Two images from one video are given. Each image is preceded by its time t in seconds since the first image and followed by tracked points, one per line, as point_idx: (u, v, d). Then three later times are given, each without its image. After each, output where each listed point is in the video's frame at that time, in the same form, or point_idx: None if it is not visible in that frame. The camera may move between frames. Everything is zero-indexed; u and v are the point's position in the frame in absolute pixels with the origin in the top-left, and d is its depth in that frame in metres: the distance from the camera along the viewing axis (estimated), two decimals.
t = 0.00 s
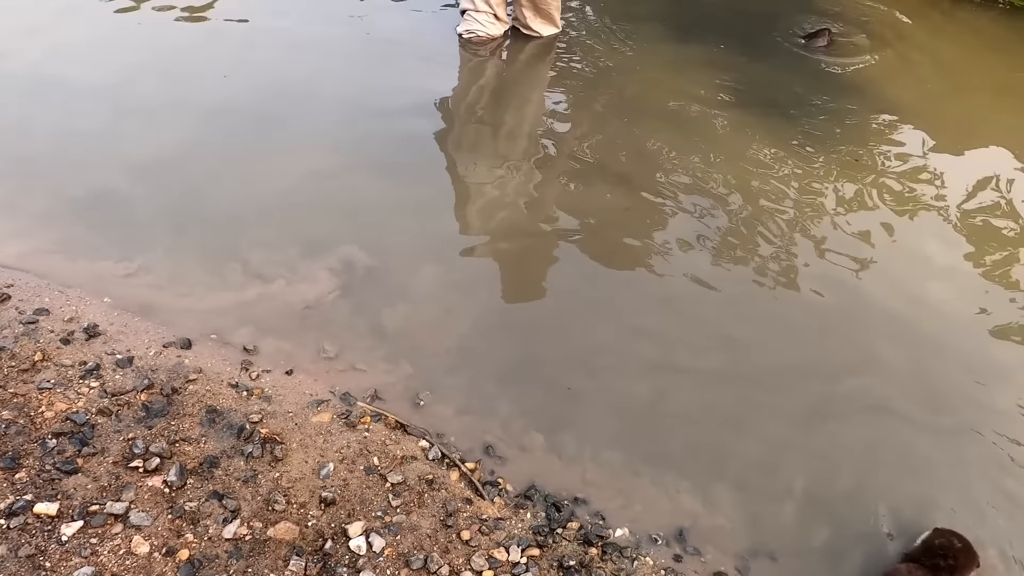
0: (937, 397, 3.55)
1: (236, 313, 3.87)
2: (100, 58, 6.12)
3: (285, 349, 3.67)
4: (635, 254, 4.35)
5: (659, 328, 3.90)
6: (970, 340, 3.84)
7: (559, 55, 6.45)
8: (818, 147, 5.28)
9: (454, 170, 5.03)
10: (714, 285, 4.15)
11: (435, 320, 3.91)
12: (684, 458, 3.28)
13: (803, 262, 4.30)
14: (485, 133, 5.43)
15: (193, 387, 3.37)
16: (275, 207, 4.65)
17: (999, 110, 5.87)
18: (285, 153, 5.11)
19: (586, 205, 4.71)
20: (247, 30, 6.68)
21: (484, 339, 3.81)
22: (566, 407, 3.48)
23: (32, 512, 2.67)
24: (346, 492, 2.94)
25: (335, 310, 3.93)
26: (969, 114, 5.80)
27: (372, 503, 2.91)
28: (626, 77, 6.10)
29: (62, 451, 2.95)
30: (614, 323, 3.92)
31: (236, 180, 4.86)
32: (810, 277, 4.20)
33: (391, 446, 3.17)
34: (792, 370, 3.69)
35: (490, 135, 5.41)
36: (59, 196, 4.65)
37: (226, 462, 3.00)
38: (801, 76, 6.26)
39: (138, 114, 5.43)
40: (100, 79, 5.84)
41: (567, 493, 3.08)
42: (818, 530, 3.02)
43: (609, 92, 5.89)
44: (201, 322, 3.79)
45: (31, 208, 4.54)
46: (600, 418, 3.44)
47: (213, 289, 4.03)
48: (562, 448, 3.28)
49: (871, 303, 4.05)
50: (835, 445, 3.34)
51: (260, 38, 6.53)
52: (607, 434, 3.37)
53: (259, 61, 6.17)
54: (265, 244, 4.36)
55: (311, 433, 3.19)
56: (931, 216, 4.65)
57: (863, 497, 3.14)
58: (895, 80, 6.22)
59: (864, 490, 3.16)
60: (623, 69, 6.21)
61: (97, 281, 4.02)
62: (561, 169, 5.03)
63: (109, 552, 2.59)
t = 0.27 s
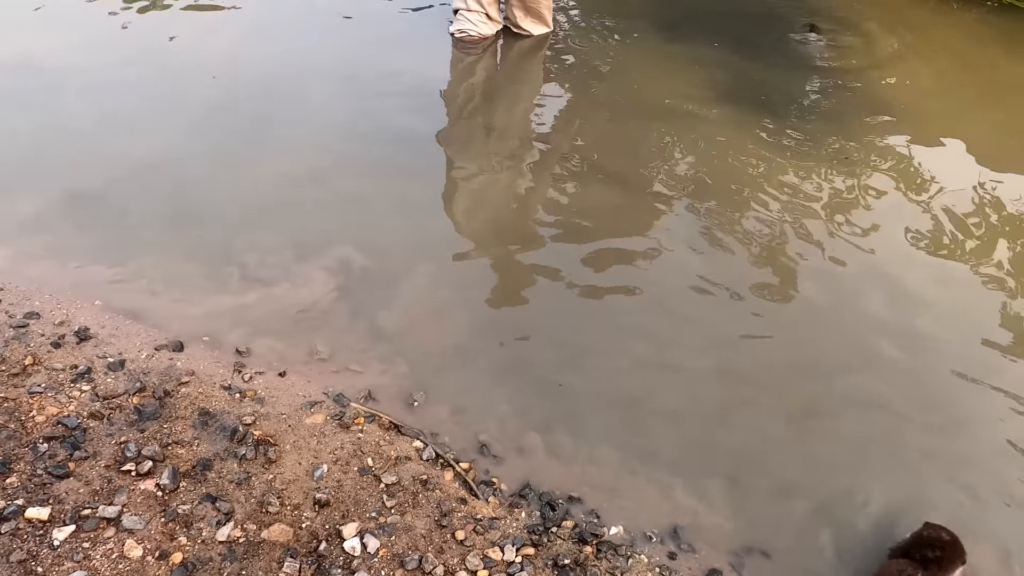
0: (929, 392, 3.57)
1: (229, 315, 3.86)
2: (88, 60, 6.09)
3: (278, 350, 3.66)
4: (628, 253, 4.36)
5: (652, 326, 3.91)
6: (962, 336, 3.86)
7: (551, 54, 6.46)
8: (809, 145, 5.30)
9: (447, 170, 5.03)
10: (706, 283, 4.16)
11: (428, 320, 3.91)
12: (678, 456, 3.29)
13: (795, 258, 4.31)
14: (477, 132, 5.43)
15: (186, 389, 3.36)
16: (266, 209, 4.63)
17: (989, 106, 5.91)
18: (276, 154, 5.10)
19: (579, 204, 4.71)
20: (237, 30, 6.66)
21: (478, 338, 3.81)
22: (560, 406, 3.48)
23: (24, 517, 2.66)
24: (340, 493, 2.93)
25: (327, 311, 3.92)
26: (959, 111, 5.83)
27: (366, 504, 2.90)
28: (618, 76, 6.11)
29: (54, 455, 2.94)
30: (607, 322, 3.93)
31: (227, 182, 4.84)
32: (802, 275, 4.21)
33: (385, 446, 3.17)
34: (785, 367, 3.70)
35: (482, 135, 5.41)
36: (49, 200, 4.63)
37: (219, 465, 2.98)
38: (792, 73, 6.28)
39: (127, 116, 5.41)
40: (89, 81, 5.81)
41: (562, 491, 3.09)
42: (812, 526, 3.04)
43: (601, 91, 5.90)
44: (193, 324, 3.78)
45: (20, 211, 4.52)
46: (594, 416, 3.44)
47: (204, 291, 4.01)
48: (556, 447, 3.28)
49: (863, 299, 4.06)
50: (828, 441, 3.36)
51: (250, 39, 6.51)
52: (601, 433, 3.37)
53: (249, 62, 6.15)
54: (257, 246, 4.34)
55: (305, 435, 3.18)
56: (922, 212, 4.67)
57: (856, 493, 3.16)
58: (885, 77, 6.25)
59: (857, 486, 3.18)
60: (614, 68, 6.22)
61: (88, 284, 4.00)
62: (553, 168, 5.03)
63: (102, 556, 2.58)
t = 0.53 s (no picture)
0: (923, 388, 3.59)
1: (223, 317, 3.84)
2: (77, 62, 6.06)
3: (273, 352, 3.65)
4: (623, 252, 4.36)
5: (647, 325, 3.92)
6: (955, 332, 3.89)
7: (544, 53, 6.46)
8: (801, 142, 5.32)
9: (440, 170, 5.02)
10: (701, 282, 4.18)
11: (424, 320, 3.90)
12: (674, 454, 3.29)
13: (790, 257, 4.33)
14: (470, 132, 5.42)
15: (181, 392, 3.34)
16: (260, 210, 4.62)
17: (979, 102, 5.94)
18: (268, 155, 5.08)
19: (573, 204, 4.72)
20: (228, 31, 6.63)
21: (473, 338, 3.81)
22: (556, 406, 3.48)
23: (19, 522, 2.65)
24: (337, 494, 2.92)
25: (322, 312, 3.91)
26: (951, 107, 5.86)
27: (364, 505, 2.90)
28: (610, 75, 6.11)
29: (49, 460, 2.92)
30: (603, 321, 3.94)
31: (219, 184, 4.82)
32: (796, 273, 4.23)
33: (382, 447, 3.16)
34: (779, 365, 3.72)
35: (475, 135, 5.40)
36: (40, 203, 4.60)
37: (215, 468, 2.97)
38: (784, 71, 6.31)
39: (117, 118, 5.38)
40: (79, 83, 5.78)
41: (559, 490, 3.09)
42: (809, 523, 3.05)
43: (594, 90, 5.90)
44: (188, 327, 3.76)
45: (11, 214, 4.49)
46: (592, 415, 3.45)
47: (198, 293, 4.00)
48: (553, 446, 3.29)
49: (857, 296, 4.08)
50: (823, 438, 3.37)
51: (241, 40, 6.48)
52: (598, 432, 3.37)
53: (240, 63, 6.12)
54: (251, 248, 4.33)
55: (301, 436, 3.17)
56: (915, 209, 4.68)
57: (852, 489, 3.17)
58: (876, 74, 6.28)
59: (853, 482, 3.20)
60: (607, 67, 6.23)
61: (81, 288, 3.97)
62: (547, 168, 5.03)
63: (98, 560, 2.57)
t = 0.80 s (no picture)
0: (918, 385, 3.61)
1: (218, 319, 3.83)
2: (68, 63, 6.02)
3: (269, 353, 3.64)
4: (618, 251, 4.36)
5: (643, 323, 3.92)
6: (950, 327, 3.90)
7: (537, 52, 6.45)
8: (795, 140, 5.33)
9: (435, 170, 5.02)
10: (696, 280, 4.18)
11: (420, 320, 3.90)
12: (671, 452, 3.30)
13: (785, 255, 4.34)
14: (464, 132, 5.41)
15: (176, 394, 3.33)
16: (254, 211, 4.61)
17: (971, 98, 5.96)
18: (261, 155, 5.07)
19: (568, 203, 4.71)
20: (220, 32, 6.61)
21: (469, 338, 3.81)
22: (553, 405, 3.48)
23: (14, 525, 2.63)
24: (335, 495, 2.92)
25: (317, 313, 3.90)
26: (944, 102, 5.87)
27: (361, 505, 2.89)
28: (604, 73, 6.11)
29: (44, 463, 2.91)
30: (599, 320, 3.94)
31: (212, 185, 4.80)
32: (791, 270, 4.24)
33: (379, 448, 3.16)
34: (775, 362, 3.73)
35: (469, 134, 5.40)
36: (33, 205, 4.58)
37: (212, 469, 2.96)
38: (777, 69, 6.32)
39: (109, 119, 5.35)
40: (71, 84, 5.75)
41: (556, 489, 3.09)
42: (805, 519, 3.06)
43: (588, 88, 5.90)
44: (183, 328, 3.75)
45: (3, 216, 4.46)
46: (588, 414, 3.45)
47: (193, 294, 3.98)
48: (549, 445, 3.29)
49: (852, 293, 4.09)
50: (820, 435, 3.38)
51: (233, 40, 6.46)
52: (595, 431, 3.38)
53: (231, 63, 6.10)
54: (246, 249, 4.31)
55: (298, 437, 3.16)
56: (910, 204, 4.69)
57: (848, 485, 3.18)
58: (869, 71, 6.29)
59: (849, 478, 3.21)
60: (600, 66, 6.23)
61: (75, 290, 3.96)
62: (543, 167, 5.02)
63: (94, 563, 2.56)
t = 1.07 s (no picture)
0: (909, 380, 3.62)
1: (209, 319, 3.80)
2: (55, 63, 5.98)
3: (260, 353, 3.62)
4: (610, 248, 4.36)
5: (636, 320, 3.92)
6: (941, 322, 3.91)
7: (528, 49, 6.43)
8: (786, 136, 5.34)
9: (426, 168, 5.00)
10: (688, 276, 4.19)
11: (412, 319, 3.88)
12: (664, 448, 3.30)
13: (777, 251, 4.34)
14: (455, 130, 5.40)
15: (166, 395, 3.30)
16: (245, 210, 4.58)
17: (961, 93, 5.98)
18: (251, 155, 5.04)
19: (560, 201, 4.70)
20: (208, 31, 6.57)
21: (462, 336, 3.80)
22: (546, 403, 3.48)
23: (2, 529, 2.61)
24: (327, 495, 2.90)
25: (309, 312, 3.88)
26: (935, 98, 5.89)
27: (354, 505, 2.87)
28: (595, 71, 6.11)
29: (32, 465, 2.88)
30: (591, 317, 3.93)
31: (201, 184, 4.78)
32: (783, 267, 4.24)
33: (372, 447, 3.14)
34: (767, 359, 3.73)
35: (460, 132, 5.38)
36: (20, 205, 4.54)
37: (202, 470, 2.94)
38: (767, 65, 6.32)
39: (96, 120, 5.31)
40: (58, 84, 5.71)
41: (550, 487, 3.08)
42: (798, 513, 3.07)
43: (579, 86, 5.90)
44: (173, 329, 3.72)
45: None
46: (582, 412, 3.45)
47: (183, 295, 3.96)
48: (542, 442, 3.28)
49: (843, 289, 4.10)
50: (812, 430, 3.39)
51: (221, 39, 6.43)
52: (588, 428, 3.37)
53: (219, 63, 6.07)
54: (236, 249, 4.29)
55: (289, 437, 3.14)
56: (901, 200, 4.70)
57: (841, 480, 3.19)
58: (859, 67, 6.31)
59: (842, 473, 3.21)
60: (591, 63, 6.22)
61: (64, 291, 3.92)
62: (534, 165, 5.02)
63: (83, 566, 2.53)
